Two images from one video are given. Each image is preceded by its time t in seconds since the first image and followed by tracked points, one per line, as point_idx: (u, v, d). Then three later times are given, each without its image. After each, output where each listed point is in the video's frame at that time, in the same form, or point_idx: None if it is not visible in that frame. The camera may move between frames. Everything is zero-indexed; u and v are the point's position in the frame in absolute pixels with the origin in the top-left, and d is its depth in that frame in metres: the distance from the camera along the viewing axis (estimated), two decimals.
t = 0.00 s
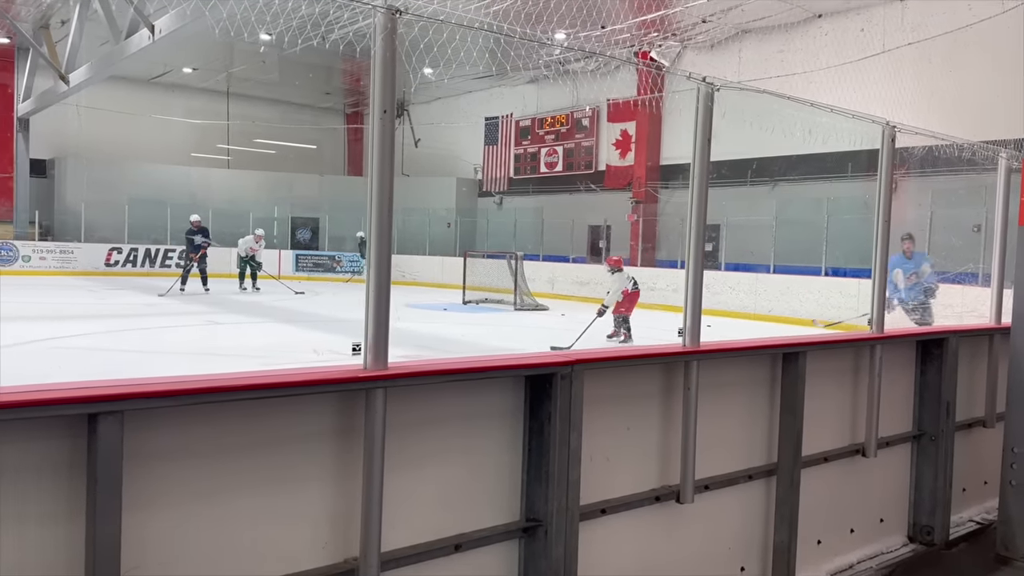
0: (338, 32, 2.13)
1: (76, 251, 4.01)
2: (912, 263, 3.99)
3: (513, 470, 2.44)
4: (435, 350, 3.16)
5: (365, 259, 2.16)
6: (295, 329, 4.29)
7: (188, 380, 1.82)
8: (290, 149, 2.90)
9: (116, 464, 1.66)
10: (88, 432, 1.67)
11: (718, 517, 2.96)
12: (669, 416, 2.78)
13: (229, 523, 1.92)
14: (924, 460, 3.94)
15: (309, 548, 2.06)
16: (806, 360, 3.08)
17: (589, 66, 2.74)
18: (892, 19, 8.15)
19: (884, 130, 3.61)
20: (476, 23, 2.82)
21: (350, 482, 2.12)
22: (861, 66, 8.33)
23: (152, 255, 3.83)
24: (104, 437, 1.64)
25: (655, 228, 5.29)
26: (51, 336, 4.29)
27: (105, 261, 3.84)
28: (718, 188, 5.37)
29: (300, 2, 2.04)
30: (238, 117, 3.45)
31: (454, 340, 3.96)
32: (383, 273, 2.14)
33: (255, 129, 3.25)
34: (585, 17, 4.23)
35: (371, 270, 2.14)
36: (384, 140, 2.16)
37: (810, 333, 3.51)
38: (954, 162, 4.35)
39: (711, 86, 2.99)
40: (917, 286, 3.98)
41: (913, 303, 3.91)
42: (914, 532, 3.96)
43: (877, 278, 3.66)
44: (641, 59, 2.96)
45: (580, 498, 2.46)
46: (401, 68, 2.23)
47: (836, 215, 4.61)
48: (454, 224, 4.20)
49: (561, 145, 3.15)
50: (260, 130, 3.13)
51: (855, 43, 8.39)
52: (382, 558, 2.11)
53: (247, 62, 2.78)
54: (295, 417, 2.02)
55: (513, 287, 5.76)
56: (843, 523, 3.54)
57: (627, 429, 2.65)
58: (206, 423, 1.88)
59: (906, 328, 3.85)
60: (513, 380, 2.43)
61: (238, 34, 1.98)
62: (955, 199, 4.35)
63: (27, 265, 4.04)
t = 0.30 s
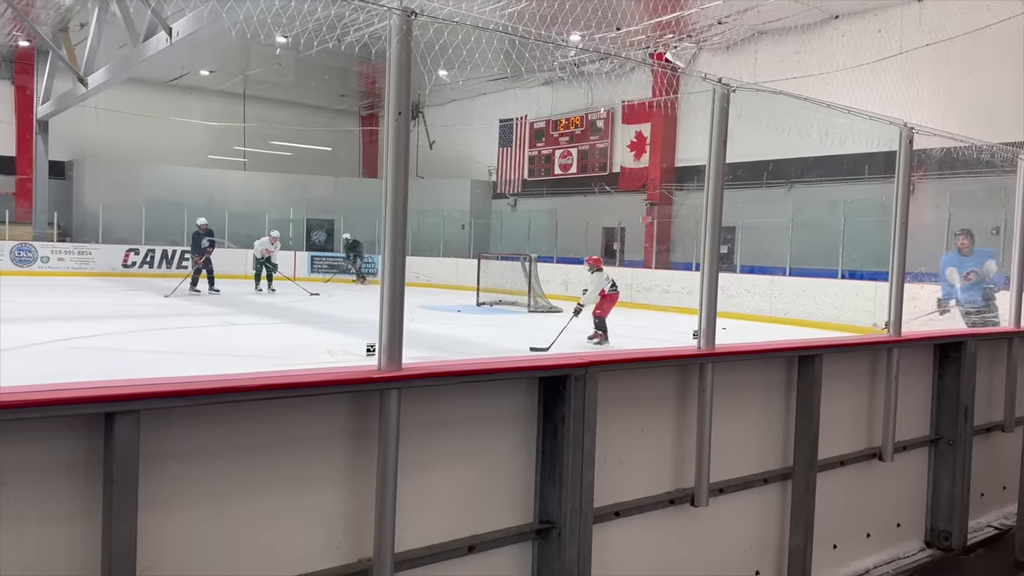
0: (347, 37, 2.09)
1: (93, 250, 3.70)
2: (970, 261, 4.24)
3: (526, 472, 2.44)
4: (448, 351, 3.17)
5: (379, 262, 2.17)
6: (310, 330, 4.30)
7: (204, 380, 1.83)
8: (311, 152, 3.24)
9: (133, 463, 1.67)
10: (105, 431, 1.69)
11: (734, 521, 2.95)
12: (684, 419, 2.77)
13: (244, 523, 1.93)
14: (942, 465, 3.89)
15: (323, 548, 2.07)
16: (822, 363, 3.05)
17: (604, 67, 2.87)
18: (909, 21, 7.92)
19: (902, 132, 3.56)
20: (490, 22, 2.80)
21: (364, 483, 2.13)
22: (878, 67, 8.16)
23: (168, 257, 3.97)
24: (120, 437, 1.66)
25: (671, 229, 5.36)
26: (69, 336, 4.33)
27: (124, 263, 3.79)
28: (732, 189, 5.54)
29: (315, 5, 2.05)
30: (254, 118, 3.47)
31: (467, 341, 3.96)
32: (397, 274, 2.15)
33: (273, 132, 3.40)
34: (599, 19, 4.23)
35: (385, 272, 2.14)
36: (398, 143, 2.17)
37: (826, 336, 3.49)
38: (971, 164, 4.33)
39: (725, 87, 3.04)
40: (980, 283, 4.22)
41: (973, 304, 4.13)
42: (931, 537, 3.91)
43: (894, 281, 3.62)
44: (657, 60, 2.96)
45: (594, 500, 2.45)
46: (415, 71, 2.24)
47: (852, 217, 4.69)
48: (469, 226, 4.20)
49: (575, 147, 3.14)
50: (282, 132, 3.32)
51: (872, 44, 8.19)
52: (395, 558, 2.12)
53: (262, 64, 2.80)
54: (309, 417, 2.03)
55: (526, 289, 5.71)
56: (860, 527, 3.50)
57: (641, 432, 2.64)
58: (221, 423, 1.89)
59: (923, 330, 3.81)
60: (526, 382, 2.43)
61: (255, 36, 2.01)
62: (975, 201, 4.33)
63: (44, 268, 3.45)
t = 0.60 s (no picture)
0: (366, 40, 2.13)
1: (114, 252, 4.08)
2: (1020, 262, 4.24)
3: (541, 474, 2.44)
4: (462, 352, 3.18)
5: (395, 262, 2.17)
6: (326, 331, 4.32)
7: (222, 380, 1.85)
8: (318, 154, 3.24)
9: (151, 462, 1.69)
10: (124, 430, 1.71)
11: (751, 526, 2.93)
12: (701, 422, 2.75)
13: (261, 523, 1.95)
14: (962, 470, 3.83)
15: (339, 549, 2.08)
16: (840, 366, 3.02)
17: (620, 70, 2.86)
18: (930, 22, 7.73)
19: (922, 132, 3.49)
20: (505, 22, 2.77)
21: (380, 483, 2.14)
22: (897, 68, 8.03)
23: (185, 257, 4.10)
24: (138, 436, 1.67)
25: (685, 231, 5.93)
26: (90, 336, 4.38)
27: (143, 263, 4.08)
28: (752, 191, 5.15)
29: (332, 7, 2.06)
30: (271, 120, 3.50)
31: (482, 342, 3.96)
32: (414, 276, 2.14)
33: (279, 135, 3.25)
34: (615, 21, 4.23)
35: (401, 273, 2.14)
36: (414, 143, 2.14)
37: (844, 338, 3.46)
38: (992, 166, 4.28)
39: (743, 87, 2.78)
40: None
41: None
42: (951, 543, 3.85)
43: (913, 284, 3.59)
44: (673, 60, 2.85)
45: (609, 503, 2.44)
46: (430, 73, 2.21)
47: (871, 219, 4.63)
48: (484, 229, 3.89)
49: (592, 148, 3.13)
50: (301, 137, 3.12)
51: (894, 46, 8.03)
52: (410, 559, 2.12)
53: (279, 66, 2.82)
54: (324, 417, 2.04)
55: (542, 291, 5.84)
56: (878, 532, 3.46)
57: (657, 435, 2.63)
58: (239, 423, 1.91)
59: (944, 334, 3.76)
60: (541, 384, 2.42)
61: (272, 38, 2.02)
62: (995, 203, 4.26)
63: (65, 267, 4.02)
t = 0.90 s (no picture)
0: (388, 42, 2.14)
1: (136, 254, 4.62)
2: None
3: (564, 477, 2.43)
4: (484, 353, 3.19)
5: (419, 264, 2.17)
6: (348, 332, 4.35)
7: (248, 382, 1.86)
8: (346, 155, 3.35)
9: (179, 462, 1.70)
10: (152, 430, 1.72)
11: (775, 531, 2.90)
12: (725, 426, 2.73)
13: (286, 523, 1.96)
14: (992, 475, 3.78)
15: (363, 550, 2.09)
16: (867, 370, 2.98)
17: (641, 70, 2.72)
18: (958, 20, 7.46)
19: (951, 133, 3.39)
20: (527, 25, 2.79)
21: (403, 485, 2.14)
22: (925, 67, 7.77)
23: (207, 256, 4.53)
24: (166, 437, 1.69)
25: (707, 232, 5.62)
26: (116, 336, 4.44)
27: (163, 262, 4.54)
28: (778, 191, 5.34)
29: (357, 10, 2.08)
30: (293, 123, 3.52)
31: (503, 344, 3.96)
32: (437, 277, 2.13)
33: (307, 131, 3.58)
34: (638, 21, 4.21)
35: (424, 273, 2.13)
36: (437, 146, 2.14)
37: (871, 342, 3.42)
38: None
39: (768, 89, 2.72)
40: None
41: None
42: (979, 549, 3.80)
43: (941, 286, 3.53)
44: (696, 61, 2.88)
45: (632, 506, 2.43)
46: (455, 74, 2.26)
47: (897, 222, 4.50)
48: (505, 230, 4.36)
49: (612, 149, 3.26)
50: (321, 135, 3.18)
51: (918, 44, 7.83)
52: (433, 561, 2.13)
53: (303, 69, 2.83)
54: (349, 419, 2.05)
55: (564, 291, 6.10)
56: (905, 538, 3.42)
57: (680, 439, 2.61)
58: (265, 425, 1.92)
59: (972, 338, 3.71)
60: (564, 387, 2.42)
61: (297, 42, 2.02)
62: None
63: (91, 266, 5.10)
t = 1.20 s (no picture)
0: (407, 43, 2.11)
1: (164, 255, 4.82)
2: None
3: (584, 480, 2.43)
4: (502, 356, 3.19)
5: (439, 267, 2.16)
6: (366, 333, 4.36)
7: (270, 383, 1.87)
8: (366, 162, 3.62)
9: (203, 463, 1.71)
10: (176, 431, 1.73)
11: (796, 536, 2.88)
12: (746, 429, 2.71)
13: (309, 525, 1.96)
14: (1016, 480, 3.73)
15: (385, 552, 2.09)
16: (890, 374, 2.95)
17: (661, 71, 2.72)
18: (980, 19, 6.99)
19: (973, 136, 3.39)
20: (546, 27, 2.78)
21: (423, 487, 2.15)
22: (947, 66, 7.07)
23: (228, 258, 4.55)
24: (190, 437, 1.70)
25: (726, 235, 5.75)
26: (136, 336, 4.47)
27: (185, 264, 4.69)
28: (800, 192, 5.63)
29: (371, 13, 2.06)
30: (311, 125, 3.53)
31: (520, 346, 3.95)
32: (457, 279, 2.12)
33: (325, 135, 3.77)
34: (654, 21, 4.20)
35: (445, 276, 2.12)
36: (460, 148, 2.14)
37: (893, 345, 3.39)
38: None
39: (791, 90, 2.72)
40: None
41: None
42: (1003, 555, 3.75)
43: (964, 289, 3.49)
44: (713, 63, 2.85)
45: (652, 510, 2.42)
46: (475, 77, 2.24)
47: (916, 223, 4.49)
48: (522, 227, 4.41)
49: (629, 150, 3.18)
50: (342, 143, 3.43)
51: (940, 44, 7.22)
52: (454, 563, 2.13)
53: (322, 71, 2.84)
54: (370, 420, 2.06)
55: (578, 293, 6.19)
56: (927, 544, 3.38)
57: (701, 443, 2.60)
58: (288, 426, 1.93)
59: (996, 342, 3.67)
60: (584, 389, 2.41)
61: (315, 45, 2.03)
62: None
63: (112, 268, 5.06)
